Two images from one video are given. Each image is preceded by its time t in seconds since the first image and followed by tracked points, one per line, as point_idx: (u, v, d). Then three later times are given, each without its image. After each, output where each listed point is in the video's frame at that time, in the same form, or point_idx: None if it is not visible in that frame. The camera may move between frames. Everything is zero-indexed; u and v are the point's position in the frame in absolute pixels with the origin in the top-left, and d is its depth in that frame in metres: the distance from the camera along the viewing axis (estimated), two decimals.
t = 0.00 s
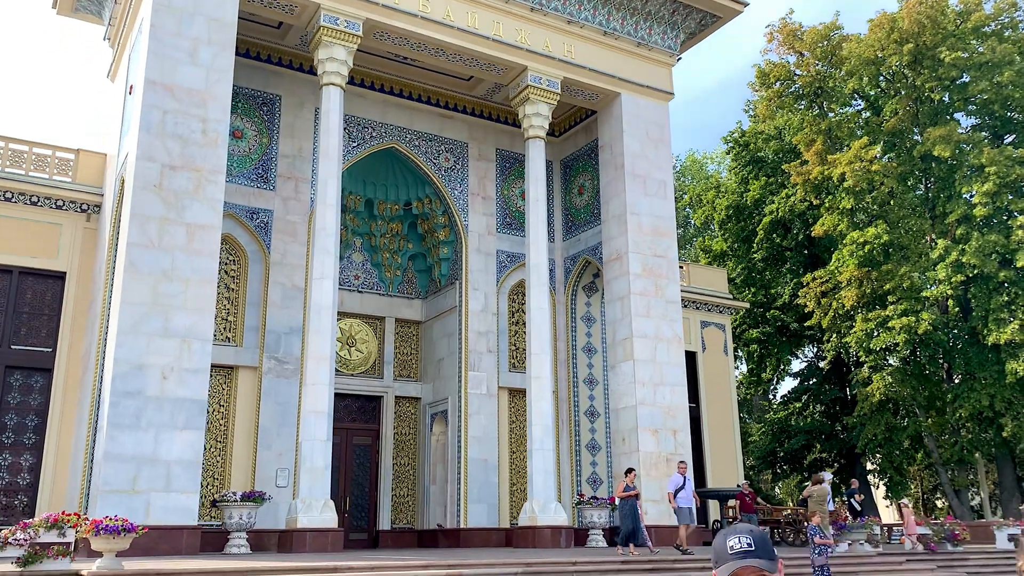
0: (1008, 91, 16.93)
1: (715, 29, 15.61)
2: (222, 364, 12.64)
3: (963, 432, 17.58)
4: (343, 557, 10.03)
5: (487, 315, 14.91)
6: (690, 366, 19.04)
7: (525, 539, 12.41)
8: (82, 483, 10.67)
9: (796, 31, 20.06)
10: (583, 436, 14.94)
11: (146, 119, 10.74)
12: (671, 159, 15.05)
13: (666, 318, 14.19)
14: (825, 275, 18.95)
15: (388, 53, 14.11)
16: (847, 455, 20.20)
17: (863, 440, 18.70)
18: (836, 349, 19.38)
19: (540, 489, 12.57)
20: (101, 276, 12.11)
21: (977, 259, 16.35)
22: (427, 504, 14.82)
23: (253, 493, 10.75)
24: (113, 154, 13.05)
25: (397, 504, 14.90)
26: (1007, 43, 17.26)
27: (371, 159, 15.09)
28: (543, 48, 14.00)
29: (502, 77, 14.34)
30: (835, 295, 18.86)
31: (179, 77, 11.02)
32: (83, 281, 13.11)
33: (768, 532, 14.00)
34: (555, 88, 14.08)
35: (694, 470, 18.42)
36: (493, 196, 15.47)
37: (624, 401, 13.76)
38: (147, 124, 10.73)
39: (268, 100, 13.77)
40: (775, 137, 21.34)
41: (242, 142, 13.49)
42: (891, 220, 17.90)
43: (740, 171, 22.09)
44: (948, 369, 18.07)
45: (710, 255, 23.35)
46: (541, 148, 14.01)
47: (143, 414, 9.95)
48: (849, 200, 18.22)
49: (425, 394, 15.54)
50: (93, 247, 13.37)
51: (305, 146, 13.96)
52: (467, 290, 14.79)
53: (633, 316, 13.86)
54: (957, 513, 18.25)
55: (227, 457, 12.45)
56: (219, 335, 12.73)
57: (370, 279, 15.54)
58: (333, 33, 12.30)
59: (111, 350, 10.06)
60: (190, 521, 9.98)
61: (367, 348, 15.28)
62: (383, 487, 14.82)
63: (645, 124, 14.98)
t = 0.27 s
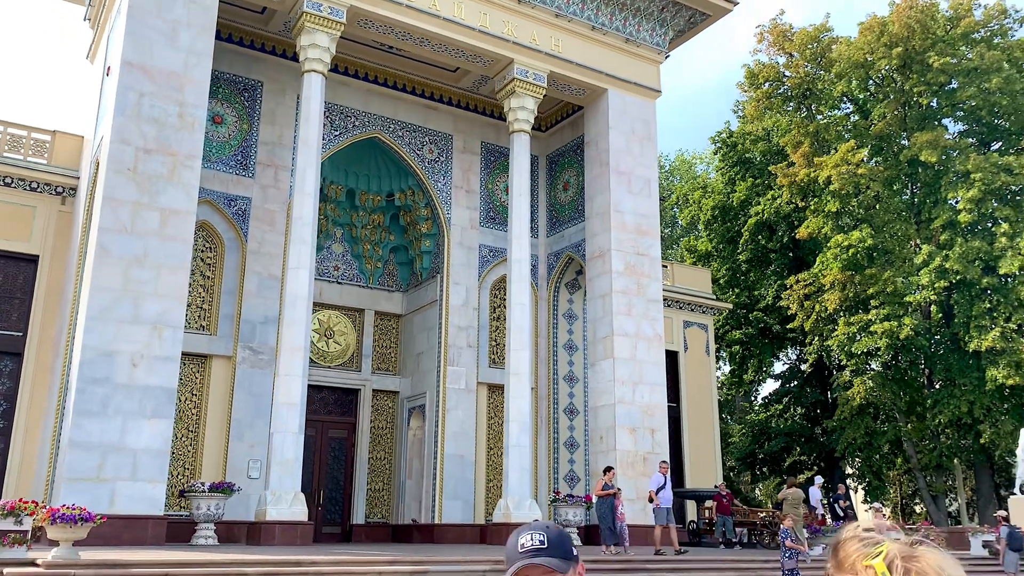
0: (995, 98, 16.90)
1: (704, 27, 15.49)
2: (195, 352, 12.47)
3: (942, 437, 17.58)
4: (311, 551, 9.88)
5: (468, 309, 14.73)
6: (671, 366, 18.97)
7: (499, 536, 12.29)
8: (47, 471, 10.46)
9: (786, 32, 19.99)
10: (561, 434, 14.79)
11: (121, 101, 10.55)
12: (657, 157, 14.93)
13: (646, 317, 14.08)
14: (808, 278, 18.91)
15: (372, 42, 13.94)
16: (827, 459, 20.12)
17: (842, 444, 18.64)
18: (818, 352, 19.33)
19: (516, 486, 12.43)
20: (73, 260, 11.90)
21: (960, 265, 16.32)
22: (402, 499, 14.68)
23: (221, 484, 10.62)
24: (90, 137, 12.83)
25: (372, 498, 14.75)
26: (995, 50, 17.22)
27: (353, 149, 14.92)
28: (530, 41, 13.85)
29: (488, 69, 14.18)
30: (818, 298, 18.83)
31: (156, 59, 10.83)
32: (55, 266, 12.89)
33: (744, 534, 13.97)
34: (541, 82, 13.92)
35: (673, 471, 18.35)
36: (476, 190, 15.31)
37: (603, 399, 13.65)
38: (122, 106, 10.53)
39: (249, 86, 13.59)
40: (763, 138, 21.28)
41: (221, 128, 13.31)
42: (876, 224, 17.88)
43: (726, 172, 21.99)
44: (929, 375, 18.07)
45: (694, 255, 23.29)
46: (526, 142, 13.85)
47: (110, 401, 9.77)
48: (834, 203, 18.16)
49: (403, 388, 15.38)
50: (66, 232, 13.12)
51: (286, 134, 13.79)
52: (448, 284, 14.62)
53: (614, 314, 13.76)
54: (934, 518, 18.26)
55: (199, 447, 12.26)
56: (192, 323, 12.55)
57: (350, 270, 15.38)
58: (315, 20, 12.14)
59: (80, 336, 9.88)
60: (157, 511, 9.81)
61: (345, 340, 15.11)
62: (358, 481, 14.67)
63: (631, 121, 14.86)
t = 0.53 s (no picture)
0: (981, 105, 16.89)
1: (693, 27, 15.42)
2: (170, 340, 12.34)
3: (920, 443, 17.61)
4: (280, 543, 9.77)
5: (449, 304, 14.64)
6: (652, 366, 18.94)
7: (473, 533, 12.22)
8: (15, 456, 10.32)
9: (775, 34, 19.96)
10: (540, 431, 14.66)
11: (98, 84, 10.41)
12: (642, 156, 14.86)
13: (628, 316, 14.02)
14: (791, 281, 18.90)
15: (358, 32, 13.82)
16: (806, 462, 20.11)
17: (822, 447, 18.61)
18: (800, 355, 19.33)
19: (491, 483, 12.36)
20: (48, 244, 11.74)
21: (942, 272, 16.33)
22: (378, 493, 14.58)
23: (191, 474, 10.50)
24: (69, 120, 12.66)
25: (347, 492, 14.66)
26: (983, 58, 17.21)
27: (337, 140, 14.79)
28: (517, 36, 13.75)
29: (474, 63, 14.08)
30: (801, 301, 18.83)
31: (135, 43, 10.69)
32: (30, 249, 12.72)
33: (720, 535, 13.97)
34: (527, 77, 13.83)
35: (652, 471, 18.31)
36: (460, 184, 15.21)
37: (581, 397, 13.57)
38: (99, 89, 10.39)
39: (232, 73, 13.43)
40: (751, 140, 21.25)
41: (203, 114, 13.15)
42: (860, 229, 17.88)
43: (713, 173, 21.93)
44: (909, 380, 18.10)
45: (679, 256, 23.25)
46: (510, 137, 13.75)
47: (79, 388, 9.64)
48: (819, 207, 18.15)
49: (382, 382, 15.26)
50: (43, 215, 12.93)
51: (268, 122, 13.65)
52: (429, 278, 14.52)
53: (595, 312, 13.68)
54: (911, 524, 18.30)
55: (171, 437, 12.13)
56: (168, 311, 12.40)
57: (331, 262, 15.25)
58: (300, 8, 12.01)
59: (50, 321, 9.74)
60: (124, 500, 9.70)
61: (324, 332, 14.99)
62: (334, 474, 14.58)
63: (617, 119, 14.78)
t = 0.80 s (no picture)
0: (977, 108, 16.77)
1: (688, 25, 15.30)
2: (153, 334, 12.18)
3: (911, 447, 17.51)
4: (259, 540, 9.63)
5: (438, 301, 14.52)
6: (644, 367, 18.82)
7: (457, 532, 12.09)
8: None
9: (771, 34, 19.85)
10: (527, 430, 14.54)
11: (82, 71, 10.24)
12: (634, 153, 14.73)
13: (617, 315, 13.90)
14: (784, 283, 18.80)
15: (349, 25, 13.70)
16: (796, 464, 20.07)
17: (812, 450, 18.51)
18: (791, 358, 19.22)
19: (476, 482, 12.23)
20: (30, 234, 11.57)
21: (935, 275, 16.21)
22: (363, 491, 14.43)
23: (170, 469, 10.32)
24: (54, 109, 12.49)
25: (332, 489, 14.52)
26: (979, 61, 17.11)
27: (327, 134, 14.65)
28: (509, 30, 13.61)
29: (466, 58, 13.94)
30: (793, 303, 18.73)
31: (121, 31, 10.53)
32: (13, 240, 12.53)
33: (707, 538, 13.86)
34: (519, 73, 13.70)
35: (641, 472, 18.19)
36: (451, 180, 15.08)
37: (569, 397, 13.45)
38: (83, 77, 10.22)
39: (221, 65, 13.29)
40: (746, 141, 21.13)
41: (190, 105, 13.00)
42: (854, 231, 17.77)
43: (708, 173, 21.67)
44: (900, 384, 18.01)
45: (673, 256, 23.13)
46: (501, 133, 13.64)
47: (57, 380, 9.46)
48: (813, 209, 18.04)
49: (369, 379, 15.14)
50: (26, 205, 12.70)
51: (257, 114, 13.50)
52: (418, 274, 14.39)
53: (584, 311, 13.56)
54: (900, 529, 18.20)
55: (152, 432, 11.97)
56: (151, 304, 12.23)
57: (320, 257, 15.10)
58: None
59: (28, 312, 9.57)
60: (102, 495, 9.54)
61: (312, 328, 14.85)
62: (319, 471, 14.44)
63: (610, 116, 14.66)
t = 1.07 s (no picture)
0: (975, 96, 16.63)
1: (683, 12, 15.19)
2: (145, 324, 12.10)
3: (910, 437, 17.43)
4: (251, 530, 9.57)
5: (433, 291, 14.42)
6: (640, 357, 18.76)
7: (451, 523, 12.04)
8: None
9: (769, 22, 19.72)
10: (523, 421, 14.47)
11: (69, 59, 10.17)
12: (630, 142, 14.62)
13: (612, 305, 13.81)
14: (781, 273, 18.71)
15: (341, 13, 13.63)
16: (794, 455, 20.04)
17: (810, 441, 18.45)
18: (789, 348, 19.13)
19: (470, 472, 12.17)
20: (19, 224, 11.49)
21: (933, 264, 16.10)
22: (358, 481, 14.37)
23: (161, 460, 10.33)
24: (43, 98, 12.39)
25: (327, 480, 14.45)
26: (977, 48, 16.96)
27: (320, 123, 14.56)
28: (503, 18, 13.50)
29: (459, 45, 13.83)
30: (791, 293, 18.64)
31: (107, 18, 10.44)
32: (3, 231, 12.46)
33: (703, 527, 13.80)
34: (513, 61, 13.59)
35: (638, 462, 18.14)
36: (445, 169, 14.98)
37: (564, 386, 13.38)
38: (69, 65, 10.16)
39: (212, 53, 13.19)
40: (744, 130, 21.03)
41: (181, 94, 12.90)
42: (852, 220, 17.67)
43: (705, 163, 21.68)
44: (899, 374, 17.93)
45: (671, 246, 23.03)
46: (494, 121, 13.50)
47: (45, 370, 9.40)
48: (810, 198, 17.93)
49: (364, 369, 15.05)
50: (17, 195, 12.60)
51: (248, 103, 13.40)
52: (412, 265, 14.29)
53: (579, 300, 13.47)
54: (899, 519, 18.13)
55: (144, 423, 11.90)
56: (143, 294, 12.15)
57: (313, 247, 15.01)
58: None
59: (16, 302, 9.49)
60: (91, 486, 9.48)
61: (306, 319, 14.77)
62: (314, 462, 14.38)
63: (605, 104, 14.55)
